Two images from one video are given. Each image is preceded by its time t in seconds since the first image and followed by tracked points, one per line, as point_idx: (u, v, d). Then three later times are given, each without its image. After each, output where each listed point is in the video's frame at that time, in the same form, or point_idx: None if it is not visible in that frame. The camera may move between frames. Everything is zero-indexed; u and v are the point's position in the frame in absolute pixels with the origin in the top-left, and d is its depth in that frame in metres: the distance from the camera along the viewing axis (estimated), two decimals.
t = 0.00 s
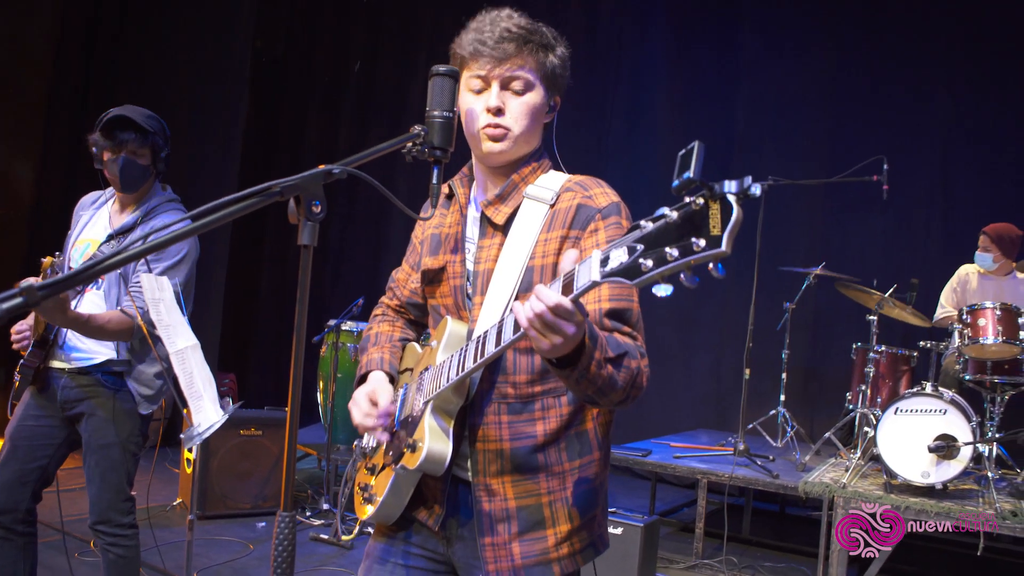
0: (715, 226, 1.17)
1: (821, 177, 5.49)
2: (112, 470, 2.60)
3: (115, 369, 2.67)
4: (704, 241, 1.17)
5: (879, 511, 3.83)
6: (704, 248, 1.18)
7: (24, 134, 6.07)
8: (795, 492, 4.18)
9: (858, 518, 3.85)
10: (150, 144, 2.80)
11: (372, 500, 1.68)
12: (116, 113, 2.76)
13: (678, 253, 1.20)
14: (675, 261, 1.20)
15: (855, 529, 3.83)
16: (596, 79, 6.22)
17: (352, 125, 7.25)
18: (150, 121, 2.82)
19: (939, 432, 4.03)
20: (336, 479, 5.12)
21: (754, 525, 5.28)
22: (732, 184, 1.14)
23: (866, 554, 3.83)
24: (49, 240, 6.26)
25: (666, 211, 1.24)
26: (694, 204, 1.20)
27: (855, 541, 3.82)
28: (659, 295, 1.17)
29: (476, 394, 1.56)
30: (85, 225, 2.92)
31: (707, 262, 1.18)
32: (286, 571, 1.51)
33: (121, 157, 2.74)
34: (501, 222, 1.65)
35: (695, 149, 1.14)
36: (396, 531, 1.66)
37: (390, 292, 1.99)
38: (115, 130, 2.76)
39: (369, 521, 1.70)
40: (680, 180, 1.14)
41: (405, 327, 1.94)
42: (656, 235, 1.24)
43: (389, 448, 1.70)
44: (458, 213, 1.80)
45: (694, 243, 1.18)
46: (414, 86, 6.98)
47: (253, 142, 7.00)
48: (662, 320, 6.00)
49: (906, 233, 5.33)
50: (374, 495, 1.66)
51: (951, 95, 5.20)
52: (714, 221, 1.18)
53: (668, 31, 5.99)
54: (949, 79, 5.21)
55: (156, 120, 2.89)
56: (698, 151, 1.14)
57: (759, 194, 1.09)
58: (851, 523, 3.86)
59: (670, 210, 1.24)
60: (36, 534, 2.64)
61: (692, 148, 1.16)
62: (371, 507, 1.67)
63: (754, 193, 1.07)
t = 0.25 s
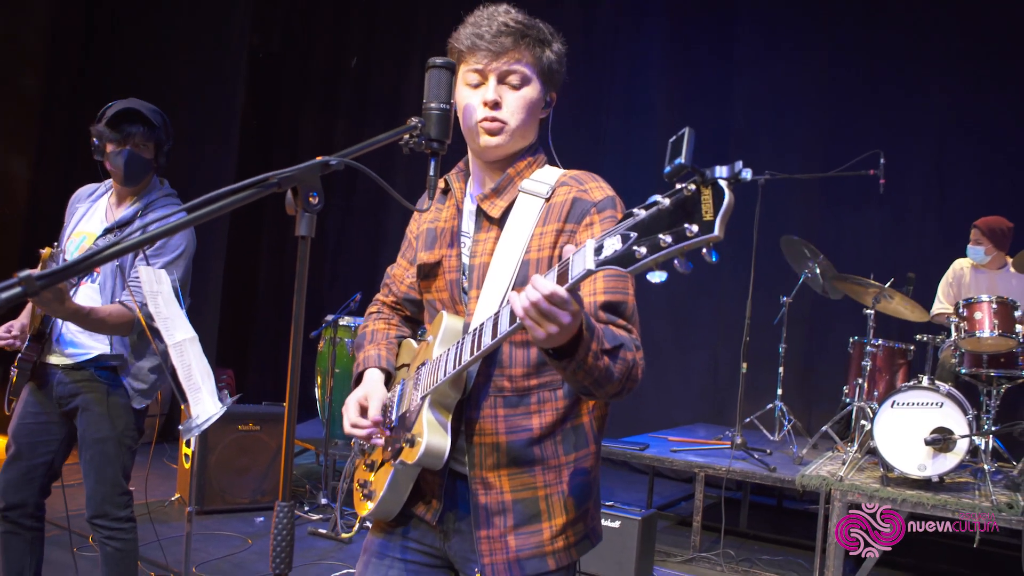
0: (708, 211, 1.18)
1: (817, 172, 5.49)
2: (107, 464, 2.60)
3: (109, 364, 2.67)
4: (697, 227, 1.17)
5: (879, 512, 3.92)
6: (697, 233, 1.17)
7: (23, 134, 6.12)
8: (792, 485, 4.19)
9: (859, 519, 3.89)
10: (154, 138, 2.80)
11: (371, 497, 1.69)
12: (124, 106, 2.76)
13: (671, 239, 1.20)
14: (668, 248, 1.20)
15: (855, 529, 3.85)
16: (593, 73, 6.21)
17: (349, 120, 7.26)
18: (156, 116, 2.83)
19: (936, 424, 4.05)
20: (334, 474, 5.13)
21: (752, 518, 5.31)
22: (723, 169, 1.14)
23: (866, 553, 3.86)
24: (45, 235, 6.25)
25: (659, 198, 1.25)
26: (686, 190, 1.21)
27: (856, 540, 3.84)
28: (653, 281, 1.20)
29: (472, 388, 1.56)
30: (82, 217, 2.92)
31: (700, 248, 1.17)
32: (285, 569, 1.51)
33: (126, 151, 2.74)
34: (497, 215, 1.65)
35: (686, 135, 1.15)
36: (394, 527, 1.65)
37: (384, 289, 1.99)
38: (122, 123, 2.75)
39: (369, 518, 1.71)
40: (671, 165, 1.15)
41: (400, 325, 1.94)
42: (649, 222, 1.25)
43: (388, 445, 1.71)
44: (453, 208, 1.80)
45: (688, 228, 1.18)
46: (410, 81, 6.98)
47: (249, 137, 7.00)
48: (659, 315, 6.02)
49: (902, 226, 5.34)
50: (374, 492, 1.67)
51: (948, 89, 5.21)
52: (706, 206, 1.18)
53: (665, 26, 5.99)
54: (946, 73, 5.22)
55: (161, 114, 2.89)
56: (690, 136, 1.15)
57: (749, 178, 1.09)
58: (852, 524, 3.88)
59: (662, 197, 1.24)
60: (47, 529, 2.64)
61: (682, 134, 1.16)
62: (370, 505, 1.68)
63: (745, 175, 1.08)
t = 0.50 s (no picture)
0: (704, 201, 1.18)
1: (814, 168, 5.50)
2: (105, 460, 2.60)
3: (107, 360, 2.67)
4: (693, 217, 1.17)
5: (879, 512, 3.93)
6: (693, 223, 1.18)
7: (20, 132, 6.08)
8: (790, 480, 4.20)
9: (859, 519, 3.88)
10: (140, 134, 2.80)
11: (371, 490, 1.68)
12: (106, 104, 2.75)
13: (668, 230, 1.20)
14: (665, 238, 1.20)
15: (856, 529, 3.85)
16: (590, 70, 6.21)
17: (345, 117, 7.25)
18: (138, 110, 2.82)
19: (932, 420, 4.05)
20: (332, 471, 5.12)
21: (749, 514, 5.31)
22: (719, 159, 1.15)
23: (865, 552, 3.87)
24: (41, 233, 6.23)
25: (656, 189, 1.25)
26: (684, 180, 1.22)
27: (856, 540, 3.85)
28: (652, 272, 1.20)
29: (472, 380, 1.55)
30: (75, 216, 2.92)
31: (696, 237, 1.19)
32: (283, 562, 1.51)
33: (114, 149, 2.73)
34: (498, 209, 1.64)
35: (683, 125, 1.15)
36: (394, 520, 1.65)
37: (387, 285, 1.99)
38: (105, 121, 2.74)
39: (369, 511, 1.71)
40: (668, 155, 1.14)
41: (403, 319, 1.94)
42: (647, 212, 1.24)
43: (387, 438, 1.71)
44: (453, 202, 1.79)
45: (684, 218, 1.18)
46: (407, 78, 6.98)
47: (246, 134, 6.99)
48: (656, 311, 6.02)
49: (899, 222, 5.34)
50: (373, 485, 1.67)
51: (944, 86, 5.21)
52: (703, 196, 1.18)
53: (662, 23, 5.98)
54: (942, 69, 5.22)
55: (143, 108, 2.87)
56: (685, 127, 1.16)
57: (746, 169, 1.10)
58: (852, 523, 3.87)
59: (659, 187, 1.24)
60: (32, 526, 2.64)
61: (679, 125, 1.17)
62: (370, 497, 1.68)
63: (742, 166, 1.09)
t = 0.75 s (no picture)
0: (702, 188, 1.19)
1: (811, 160, 5.50)
2: (105, 454, 2.60)
3: (105, 354, 2.67)
4: (691, 204, 1.18)
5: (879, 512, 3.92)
6: (692, 211, 1.18)
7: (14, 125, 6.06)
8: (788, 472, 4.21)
9: (859, 519, 3.91)
10: (133, 125, 2.79)
11: (369, 480, 1.69)
12: (97, 96, 2.74)
13: (666, 217, 1.21)
14: (663, 226, 1.20)
15: (856, 529, 3.89)
16: (586, 62, 6.20)
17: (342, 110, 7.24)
18: (130, 102, 2.81)
19: (930, 410, 4.05)
20: (331, 465, 5.13)
21: (748, 506, 5.33)
22: (717, 146, 1.15)
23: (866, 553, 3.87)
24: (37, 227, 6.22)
25: (653, 176, 1.25)
26: (681, 167, 1.22)
27: (856, 541, 3.87)
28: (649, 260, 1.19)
29: (470, 370, 1.56)
30: (71, 210, 2.92)
31: (695, 225, 1.18)
32: (283, 555, 1.51)
33: (107, 141, 2.73)
34: (495, 199, 1.65)
35: (680, 112, 1.16)
36: (391, 511, 1.66)
37: (381, 275, 1.99)
38: (97, 114, 2.73)
39: (367, 501, 1.71)
40: (666, 142, 1.14)
41: (397, 309, 1.94)
42: (644, 200, 1.24)
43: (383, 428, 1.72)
44: (451, 191, 1.80)
45: (682, 206, 1.18)
46: (403, 71, 6.97)
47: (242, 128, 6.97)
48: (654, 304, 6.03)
49: (896, 214, 5.35)
50: (371, 475, 1.67)
51: (941, 77, 5.21)
52: (701, 182, 1.19)
53: (659, 15, 5.97)
54: (939, 60, 5.22)
55: (134, 100, 2.86)
56: (683, 114, 1.16)
57: (744, 155, 1.10)
58: (852, 523, 3.91)
59: (657, 174, 1.25)
60: (44, 520, 2.64)
61: (677, 112, 1.17)
62: (367, 487, 1.68)
63: (739, 153, 1.08)
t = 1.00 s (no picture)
0: (701, 175, 1.19)
1: (808, 150, 5.50)
2: (102, 445, 2.61)
3: (101, 346, 2.66)
4: (690, 191, 1.18)
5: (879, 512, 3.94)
6: (690, 197, 1.18)
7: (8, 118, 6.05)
8: (785, 462, 4.22)
9: (859, 518, 3.93)
10: (127, 119, 2.78)
11: (367, 465, 1.70)
12: (89, 90, 2.72)
13: (664, 203, 1.20)
14: (661, 212, 1.20)
15: (856, 529, 3.92)
16: (583, 53, 6.18)
17: (338, 102, 7.21)
18: (124, 95, 2.79)
19: (926, 400, 4.07)
20: (329, 457, 5.13)
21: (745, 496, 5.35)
22: (717, 133, 1.15)
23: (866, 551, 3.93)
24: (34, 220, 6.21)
25: (653, 163, 1.25)
26: (681, 154, 1.22)
27: (855, 540, 3.91)
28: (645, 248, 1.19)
29: (468, 356, 1.57)
30: (68, 203, 2.91)
31: (693, 211, 1.18)
32: (282, 539, 1.51)
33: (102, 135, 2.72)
34: (493, 185, 1.65)
35: (680, 99, 1.16)
36: (389, 496, 1.67)
37: (383, 261, 1.99)
38: (90, 108, 2.72)
39: (365, 486, 1.72)
40: (665, 129, 1.15)
41: (398, 295, 1.94)
42: (643, 186, 1.24)
43: (383, 412, 1.73)
44: (449, 179, 1.80)
45: (681, 192, 1.19)
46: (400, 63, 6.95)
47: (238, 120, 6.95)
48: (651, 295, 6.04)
49: (892, 204, 5.35)
50: (369, 460, 1.68)
51: (937, 67, 5.21)
52: (700, 169, 1.19)
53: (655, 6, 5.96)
54: (936, 50, 5.21)
55: (127, 93, 2.85)
56: (683, 101, 1.16)
57: (743, 143, 1.11)
58: (852, 523, 3.94)
59: (656, 160, 1.25)
60: (34, 511, 2.65)
61: (677, 99, 1.17)
62: (366, 472, 1.69)
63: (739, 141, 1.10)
